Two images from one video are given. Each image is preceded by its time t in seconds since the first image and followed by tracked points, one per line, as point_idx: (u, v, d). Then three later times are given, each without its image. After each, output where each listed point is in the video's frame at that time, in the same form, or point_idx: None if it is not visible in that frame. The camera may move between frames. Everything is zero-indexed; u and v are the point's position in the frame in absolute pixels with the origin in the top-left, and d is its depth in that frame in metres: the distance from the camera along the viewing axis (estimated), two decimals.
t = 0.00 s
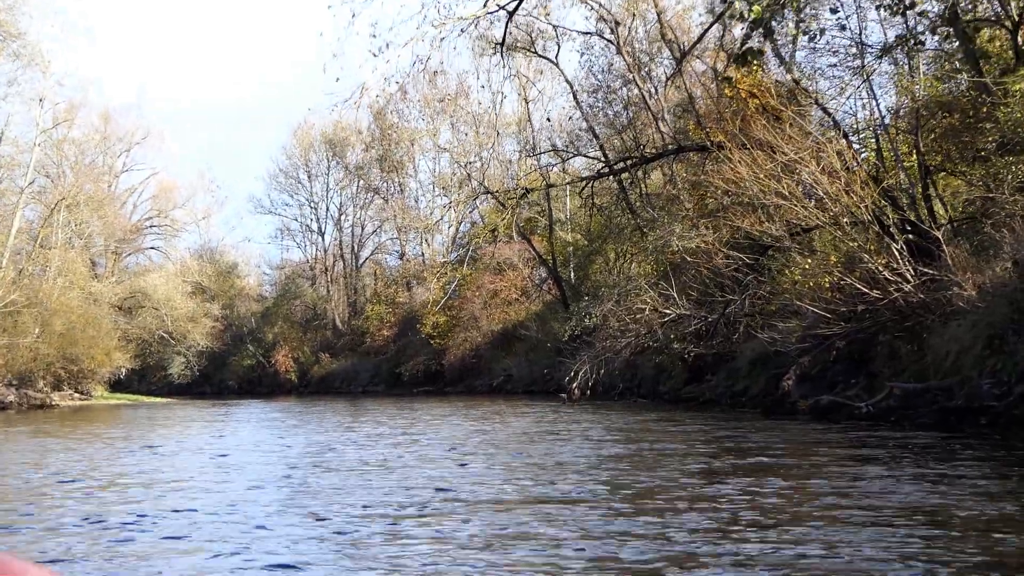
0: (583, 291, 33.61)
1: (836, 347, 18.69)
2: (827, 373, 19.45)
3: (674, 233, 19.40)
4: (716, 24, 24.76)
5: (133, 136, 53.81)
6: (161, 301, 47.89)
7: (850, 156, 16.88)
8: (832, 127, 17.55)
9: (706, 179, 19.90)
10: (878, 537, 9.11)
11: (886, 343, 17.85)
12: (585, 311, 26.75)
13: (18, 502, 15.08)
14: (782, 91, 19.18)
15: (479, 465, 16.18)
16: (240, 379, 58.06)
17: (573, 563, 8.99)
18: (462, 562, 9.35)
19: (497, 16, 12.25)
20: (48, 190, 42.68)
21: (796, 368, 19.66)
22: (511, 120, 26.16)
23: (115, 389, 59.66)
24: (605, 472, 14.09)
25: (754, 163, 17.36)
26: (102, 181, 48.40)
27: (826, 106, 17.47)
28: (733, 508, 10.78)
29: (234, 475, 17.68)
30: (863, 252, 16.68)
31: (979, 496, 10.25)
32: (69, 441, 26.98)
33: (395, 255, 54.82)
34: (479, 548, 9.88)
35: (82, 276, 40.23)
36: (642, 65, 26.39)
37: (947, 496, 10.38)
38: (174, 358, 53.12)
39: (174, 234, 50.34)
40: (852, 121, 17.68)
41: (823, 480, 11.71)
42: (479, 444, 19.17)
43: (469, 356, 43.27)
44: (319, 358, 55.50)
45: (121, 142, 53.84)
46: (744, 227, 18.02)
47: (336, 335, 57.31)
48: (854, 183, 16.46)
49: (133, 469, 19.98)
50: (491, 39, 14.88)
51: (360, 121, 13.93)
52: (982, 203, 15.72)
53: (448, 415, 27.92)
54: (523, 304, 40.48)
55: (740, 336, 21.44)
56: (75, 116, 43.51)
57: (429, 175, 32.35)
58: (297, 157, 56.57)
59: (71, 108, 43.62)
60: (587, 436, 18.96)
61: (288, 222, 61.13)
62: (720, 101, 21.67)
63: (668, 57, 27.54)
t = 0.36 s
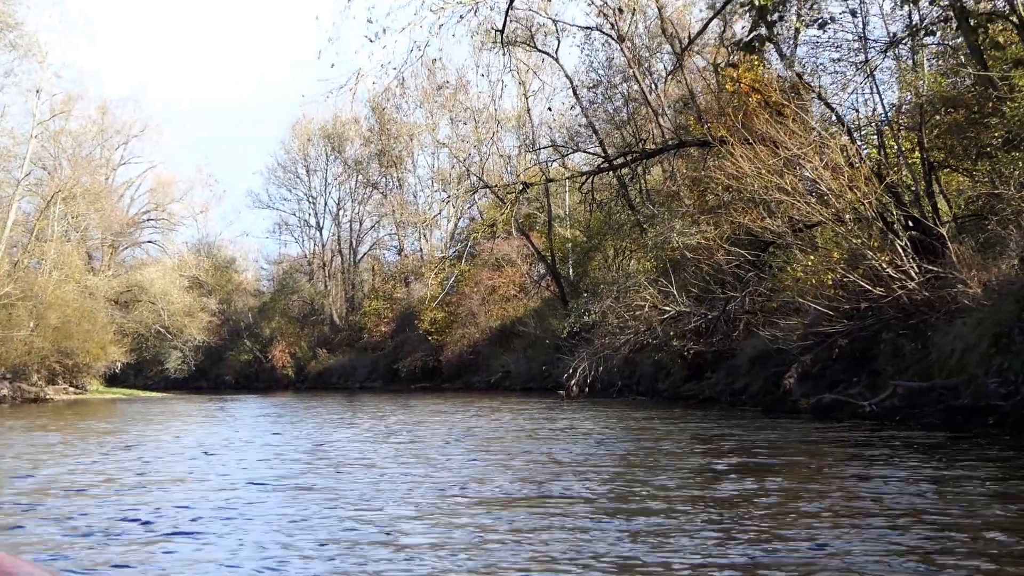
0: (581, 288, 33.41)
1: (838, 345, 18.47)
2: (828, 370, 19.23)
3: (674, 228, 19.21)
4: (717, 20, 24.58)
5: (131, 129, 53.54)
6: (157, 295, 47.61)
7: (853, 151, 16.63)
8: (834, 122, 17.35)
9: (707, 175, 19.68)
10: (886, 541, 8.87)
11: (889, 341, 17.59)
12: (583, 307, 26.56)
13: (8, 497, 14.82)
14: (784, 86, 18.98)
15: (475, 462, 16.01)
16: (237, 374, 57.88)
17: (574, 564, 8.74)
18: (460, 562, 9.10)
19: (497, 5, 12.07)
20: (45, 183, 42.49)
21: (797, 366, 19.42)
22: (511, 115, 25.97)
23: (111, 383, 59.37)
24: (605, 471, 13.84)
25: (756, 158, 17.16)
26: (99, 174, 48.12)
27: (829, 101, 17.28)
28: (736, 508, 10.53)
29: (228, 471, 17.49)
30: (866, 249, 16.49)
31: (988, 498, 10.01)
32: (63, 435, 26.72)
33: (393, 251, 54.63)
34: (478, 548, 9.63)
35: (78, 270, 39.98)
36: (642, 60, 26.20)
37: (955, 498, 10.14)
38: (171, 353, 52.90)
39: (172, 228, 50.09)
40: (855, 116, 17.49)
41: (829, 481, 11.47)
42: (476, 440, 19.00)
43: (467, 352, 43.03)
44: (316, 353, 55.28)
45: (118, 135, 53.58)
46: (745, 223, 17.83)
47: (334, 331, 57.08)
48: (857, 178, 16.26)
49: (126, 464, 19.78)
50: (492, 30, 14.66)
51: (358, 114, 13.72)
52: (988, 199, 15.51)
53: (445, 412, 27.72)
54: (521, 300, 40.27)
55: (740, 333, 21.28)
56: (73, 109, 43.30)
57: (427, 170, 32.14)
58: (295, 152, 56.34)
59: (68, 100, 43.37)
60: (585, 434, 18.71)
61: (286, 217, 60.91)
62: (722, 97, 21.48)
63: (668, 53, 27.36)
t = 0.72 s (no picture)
0: (577, 285, 33.28)
1: (838, 344, 18.32)
2: (827, 370, 19.03)
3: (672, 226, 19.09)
4: (715, 17, 24.44)
5: (125, 124, 53.31)
6: (151, 291, 47.36)
7: (853, 148, 16.48)
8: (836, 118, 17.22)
9: (706, 172, 19.54)
10: (893, 545, 8.71)
11: (889, 340, 17.40)
12: (579, 305, 26.40)
13: None
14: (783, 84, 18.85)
15: (470, 460, 15.89)
16: (231, 370, 57.69)
17: (576, 566, 8.57)
18: (459, 563, 8.92)
19: None
20: (38, 177, 42.28)
21: (797, 364, 19.28)
22: (507, 111, 25.80)
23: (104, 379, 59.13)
24: (604, 470, 13.68)
25: (755, 154, 17.02)
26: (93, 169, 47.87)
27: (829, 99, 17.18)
28: (739, 509, 10.37)
29: (220, 467, 17.35)
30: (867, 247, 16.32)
31: (995, 500, 9.85)
32: (55, 431, 26.49)
33: (388, 248, 54.47)
34: (477, 548, 9.46)
35: (71, 265, 39.76)
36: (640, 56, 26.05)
37: (962, 500, 9.98)
38: (165, 348, 52.70)
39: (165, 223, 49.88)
40: (856, 112, 17.35)
41: (832, 482, 11.32)
42: (471, 438, 18.86)
43: (461, 349, 42.84)
44: (310, 350, 55.06)
45: (112, 130, 53.34)
46: (744, 220, 17.68)
47: (328, 327, 56.88)
48: (859, 174, 16.09)
49: (118, 460, 19.63)
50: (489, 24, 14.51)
51: (355, 113, 13.59)
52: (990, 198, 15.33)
53: (441, 409, 27.59)
54: (516, 298, 40.08)
55: (738, 331, 21.27)
56: (66, 103, 43.05)
57: (423, 167, 32.01)
58: (290, 148, 56.10)
59: (62, 95, 43.15)
60: (583, 432, 18.55)
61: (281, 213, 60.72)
62: (719, 94, 21.34)
63: (665, 50, 27.21)
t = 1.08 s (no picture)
0: (574, 282, 33.10)
1: (840, 339, 18.18)
2: (828, 365, 18.74)
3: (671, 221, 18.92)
4: (712, 10, 24.22)
5: (119, 122, 53.04)
6: (147, 290, 47.11)
7: (854, 140, 16.31)
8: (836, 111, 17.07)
9: (705, 166, 19.34)
10: (906, 545, 8.46)
11: (891, 334, 17.28)
12: (576, 301, 26.19)
13: None
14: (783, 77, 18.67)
15: (468, 458, 15.70)
16: (227, 369, 57.40)
17: (580, 567, 8.32)
18: (460, 565, 8.66)
19: None
20: (31, 176, 41.97)
21: (797, 360, 19.13)
22: (503, 107, 25.56)
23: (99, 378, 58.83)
24: (604, 468, 13.44)
25: (755, 146, 16.85)
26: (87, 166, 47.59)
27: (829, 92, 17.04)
28: (744, 509, 10.13)
29: (215, 467, 17.15)
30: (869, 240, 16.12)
31: (1007, 498, 9.62)
32: (48, 431, 26.18)
33: (384, 245, 54.24)
34: (478, 549, 9.20)
35: (65, 264, 39.51)
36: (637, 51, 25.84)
37: (974, 498, 9.75)
38: (161, 347, 52.46)
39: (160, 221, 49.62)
40: (855, 105, 17.20)
41: (839, 480, 11.07)
42: (468, 436, 18.67)
43: (458, 347, 42.62)
44: (306, 348, 54.79)
45: (106, 128, 53.06)
46: (744, 214, 17.48)
47: (325, 326, 56.62)
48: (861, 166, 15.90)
49: (112, 459, 19.42)
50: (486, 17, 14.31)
51: (351, 110, 13.39)
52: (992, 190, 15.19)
53: (437, 407, 27.40)
54: (513, 295, 39.85)
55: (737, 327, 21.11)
56: (59, 101, 42.72)
57: (419, 164, 31.80)
58: (286, 146, 55.80)
59: (55, 93, 42.90)
60: (582, 430, 18.32)
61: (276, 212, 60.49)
62: (717, 88, 21.14)
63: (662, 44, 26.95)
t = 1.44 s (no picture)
0: (573, 278, 32.97)
1: (844, 333, 18.03)
2: (830, 360, 18.64)
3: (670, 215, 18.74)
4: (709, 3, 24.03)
5: (115, 120, 52.80)
6: (144, 289, 46.88)
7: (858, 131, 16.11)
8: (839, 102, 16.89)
9: (705, 160, 19.19)
10: (921, 541, 8.30)
11: (896, 328, 17.16)
12: (575, 297, 26.03)
13: None
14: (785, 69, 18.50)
15: (469, 455, 15.53)
16: (225, 368, 57.19)
17: (588, 564, 8.19)
18: (465, 563, 8.49)
19: None
20: (27, 175, 41.74)
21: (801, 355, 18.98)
22: (501, 102, 25.37)
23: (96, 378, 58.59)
24: (608, 465, 13.28)
25: (757, 138, 16.68)
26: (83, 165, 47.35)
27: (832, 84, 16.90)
28: (752, 505, 9.97)
29: (213, 466, 16.95)
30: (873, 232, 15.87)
31: (1019, 492, 9.51)
32: (45, 432, 26.00)
33: (382, 243, 54.08)
34: (483, 547, 9.02)
35: (61, 264, 39.30)
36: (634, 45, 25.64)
37: (987, 493, 9.59)
38: (159, 346, 52.31)
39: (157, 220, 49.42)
40: (857, 97, 17.02)
41: (847, 476, 10.92)
42: (469, 433, 18.51)
43: (457, 344, 42.46)
44: (305, 346, 54.65)
45: (102, 126, 52.81)
46: (746, 206, 17.28)
47: (323, 324, 56.44)
48: (865, 156, 15.69)
49: (109, 459, 19.22)
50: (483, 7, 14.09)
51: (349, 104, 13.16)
52: (998, 183, 14.96)
53: (437, 404, 27.23)
54: (512, 291, 39.71)
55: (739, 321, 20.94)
56: (55, 100, 42.49)
57: (416, 160, 31.64)
58: (283, 144, 55.54)
59: (50, 92, 42.65)
60: (584, 426, 18.17)
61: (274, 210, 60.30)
62: (716, 80, 20.95)
63: (660, 38, 26.73)
